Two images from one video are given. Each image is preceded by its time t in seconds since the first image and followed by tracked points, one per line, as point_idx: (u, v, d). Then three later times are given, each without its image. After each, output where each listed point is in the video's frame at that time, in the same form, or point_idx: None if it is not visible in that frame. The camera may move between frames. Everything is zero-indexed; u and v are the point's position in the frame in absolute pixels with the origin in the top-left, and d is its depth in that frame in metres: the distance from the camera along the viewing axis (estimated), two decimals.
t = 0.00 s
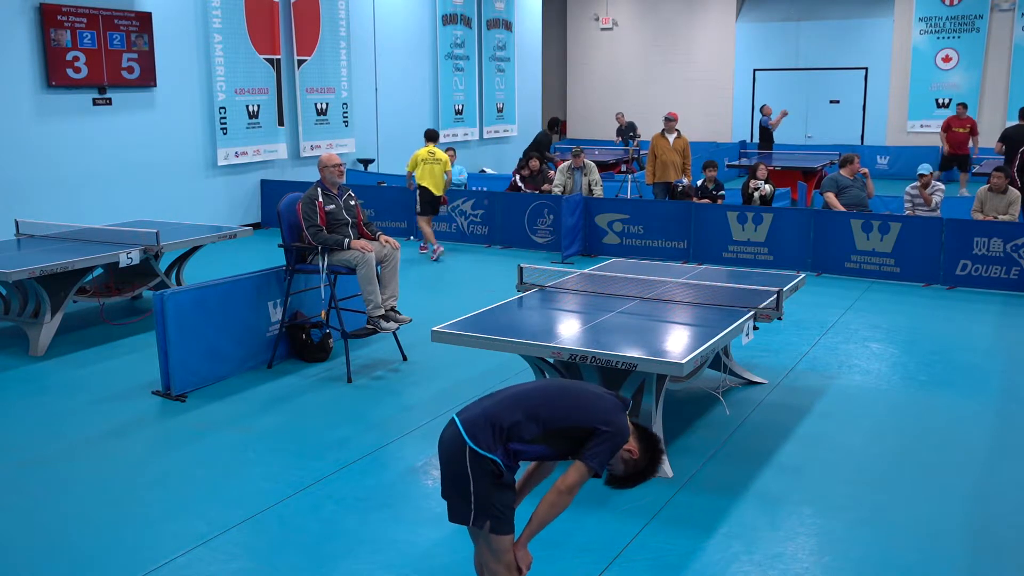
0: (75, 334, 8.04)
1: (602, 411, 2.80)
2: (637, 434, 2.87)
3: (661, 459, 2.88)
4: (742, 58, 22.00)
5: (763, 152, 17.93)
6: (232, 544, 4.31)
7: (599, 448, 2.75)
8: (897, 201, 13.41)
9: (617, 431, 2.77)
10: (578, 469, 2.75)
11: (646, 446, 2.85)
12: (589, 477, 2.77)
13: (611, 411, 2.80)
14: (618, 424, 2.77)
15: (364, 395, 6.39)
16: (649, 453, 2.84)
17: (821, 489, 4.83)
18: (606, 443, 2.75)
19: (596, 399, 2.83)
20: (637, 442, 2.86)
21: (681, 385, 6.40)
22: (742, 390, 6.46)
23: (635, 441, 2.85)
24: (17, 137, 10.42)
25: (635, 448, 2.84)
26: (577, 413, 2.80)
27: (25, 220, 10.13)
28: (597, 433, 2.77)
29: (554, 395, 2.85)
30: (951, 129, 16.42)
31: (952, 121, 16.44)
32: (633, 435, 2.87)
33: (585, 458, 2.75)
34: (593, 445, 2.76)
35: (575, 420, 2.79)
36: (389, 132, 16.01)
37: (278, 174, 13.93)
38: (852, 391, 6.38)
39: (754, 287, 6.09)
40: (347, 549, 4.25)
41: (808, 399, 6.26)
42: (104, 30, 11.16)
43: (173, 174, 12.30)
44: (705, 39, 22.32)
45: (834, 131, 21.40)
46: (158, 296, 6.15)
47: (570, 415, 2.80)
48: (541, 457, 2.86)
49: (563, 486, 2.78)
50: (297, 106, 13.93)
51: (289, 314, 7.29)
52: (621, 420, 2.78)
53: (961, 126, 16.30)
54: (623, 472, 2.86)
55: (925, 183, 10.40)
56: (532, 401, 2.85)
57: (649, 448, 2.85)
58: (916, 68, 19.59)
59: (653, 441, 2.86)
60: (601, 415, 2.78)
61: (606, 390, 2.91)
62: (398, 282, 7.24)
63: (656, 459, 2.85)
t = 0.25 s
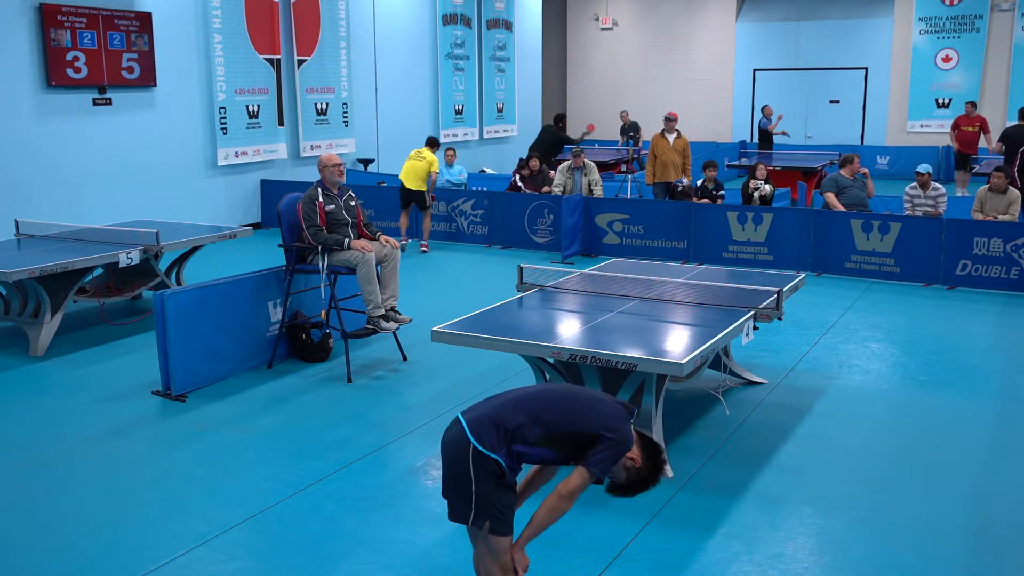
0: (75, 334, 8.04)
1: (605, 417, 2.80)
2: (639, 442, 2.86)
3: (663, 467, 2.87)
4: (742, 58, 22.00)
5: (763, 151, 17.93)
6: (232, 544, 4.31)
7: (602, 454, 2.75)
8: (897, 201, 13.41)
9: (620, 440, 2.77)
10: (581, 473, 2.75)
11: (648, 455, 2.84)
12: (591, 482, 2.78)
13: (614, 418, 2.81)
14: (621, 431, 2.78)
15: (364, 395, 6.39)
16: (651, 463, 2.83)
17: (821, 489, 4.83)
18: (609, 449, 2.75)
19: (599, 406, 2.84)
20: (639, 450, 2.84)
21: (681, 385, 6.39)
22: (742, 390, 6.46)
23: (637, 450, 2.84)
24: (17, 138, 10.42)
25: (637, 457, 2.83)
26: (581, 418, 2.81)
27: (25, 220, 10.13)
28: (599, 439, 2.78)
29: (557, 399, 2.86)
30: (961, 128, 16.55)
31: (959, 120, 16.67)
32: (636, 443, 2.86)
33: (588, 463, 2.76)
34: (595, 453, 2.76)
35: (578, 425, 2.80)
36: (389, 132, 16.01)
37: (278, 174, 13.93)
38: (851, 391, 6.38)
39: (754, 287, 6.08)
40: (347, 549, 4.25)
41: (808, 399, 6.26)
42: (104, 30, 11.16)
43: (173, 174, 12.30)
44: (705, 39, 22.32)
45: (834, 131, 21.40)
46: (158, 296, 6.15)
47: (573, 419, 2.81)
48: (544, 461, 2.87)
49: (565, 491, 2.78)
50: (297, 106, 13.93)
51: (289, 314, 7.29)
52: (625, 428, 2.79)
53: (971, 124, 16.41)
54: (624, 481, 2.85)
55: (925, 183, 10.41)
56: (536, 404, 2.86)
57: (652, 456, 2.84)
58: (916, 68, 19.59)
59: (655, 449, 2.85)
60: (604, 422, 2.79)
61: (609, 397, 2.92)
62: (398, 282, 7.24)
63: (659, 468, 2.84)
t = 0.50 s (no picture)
0: (75, 334, 8.04)
1: (607, 423, 2.80)
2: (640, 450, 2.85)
3: (665, 475, 2.86)
4: (742, 58, 22.00)
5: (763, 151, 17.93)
6: (232, 544, 4.32)
7: (602, 461, 2.74)
8: (897, 201, 13.41)
9: (621, 447, 2.76)
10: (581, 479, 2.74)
11: (650, 464, 2.83)
12: (590, 488, 2.77)
13: (616, 424, 2.80)
14: (622, 437, 2.77)
15: (365, 395, 6.38)
16: (653, 473, 2.81)
17: (820, 489, 4.83)
18: (609, 455, 2.74)
19: (599, 410, 2.83)
20: (642, 457, 2.83)
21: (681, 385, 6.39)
22: (742, 390, 6.46)
23: (639, 457, 2.83)
24: (17, 138, 10.42)
25: (639, 465, 2.82)
26: (582, 423, 2.81)
27: (25, 220, 10.13)
28: (599, 446, 2.77)
29: (558, 402, 2.86)
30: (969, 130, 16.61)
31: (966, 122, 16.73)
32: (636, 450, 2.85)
33: (588, 468, 2.74)
34: (596, 460, 2.75)
35: (579, 429, 2.79)
36: (389, 132, 16.01)
37: (278, 174, 13.93)
38: (851, 391, 6.38)
39: (754, 287, 6.08)
40: (347, 549, 4.25)
41: (808, 399, 6.26)
42: (104, 30, 11.16)
43: (173, 174, 12.30)
44: (705, 39, 22.32)
45: (834, 131, 21.39)
46: (158, 296, 6.15)
47: (574, 424, 2.81)
48: (544, 464, 2.86)
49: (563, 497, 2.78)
50: (297, 106, 13.93)
51: (289, 314, 7.28)
52: (625, 434, 2.78)
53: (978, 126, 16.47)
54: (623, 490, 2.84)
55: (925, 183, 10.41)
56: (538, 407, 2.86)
57: (653, 464, 2.83)
58: (916, 68, 19.59)
59: (657, 457, 2.84)
60: (606, 427, 2.78)
61: (611, 403, 2.91)
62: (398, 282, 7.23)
63: (661, 477, 2.82)
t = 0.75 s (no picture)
0: (75, 334, 8.04)
1: (606, 425, 2.80)
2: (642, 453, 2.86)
3: (667, 477, 2.87)
4: (742, 58, 22.00)
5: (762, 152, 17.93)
6: (232, 544, 4.32)
7: (601, 462, 2.74)
8: (897, 201, 13.41)
9: (621, 450, 2.76)
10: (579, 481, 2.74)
11: (652, 466, 2.84)
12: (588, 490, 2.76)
13: (616, 426, 2.80)
14: (621, 440, 2.77)
15: (365, 395, 6.38)
16: (656, 477, 2.83)
17: (820, 489, 4.83)
18: (608, 457, 2.74)
19: (600, 413, 2.83)
20: (644, 461, 2.84)
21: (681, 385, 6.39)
22: (742, 390, 6.46)
23: (641, 461, 2.84)
24: (17, 138, 10.42)
25: (642, 468, 2.83)
26: (582, 425, 2.81)
27: (25, 220, 10.13)
28: (598, 448, 2.76)
29: (558, 403, 2.86)
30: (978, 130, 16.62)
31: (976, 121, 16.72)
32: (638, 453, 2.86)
33: (587, 470, 2.74)
34: (596, 463, 2.74)
35: (579, 430, 2.79)
36: (389, 132, 16.01)
37: (278, 174, 13.93)
38: (851, 391, 6.38)
39: (754, 287, 6.08)
40: (346, 549, 4.25)
41: (808, 399, 6.26)
42: (104, 30, 11.16)
43: (173, 174, 12.30)
44: (705, 38, 22.32)
45: (834, 131, 21.39)
46: (158, 296, 6.15)
47: (574, 426, 2.81)
48: (544, 465, 2.86)
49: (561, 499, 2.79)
50: (297, 106, 13.93)
51: (289, 314, 7.28)
52: (625, 437, 2.78)
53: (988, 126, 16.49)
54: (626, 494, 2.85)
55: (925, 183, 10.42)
56: (538, 408, 2.86)
57: (655, 468, 2.84)
58: (916, 68, 19.59)
59: (659, 461, 2.86)
60: (606, 430, 2.78)
61: (611, 405, 2.91)
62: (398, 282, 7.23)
63: (663, 480, 2.83)
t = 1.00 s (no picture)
0: (75, 334, 8.04)
1: (595, 411, 2.78)
2: (642, 433, 2.80)
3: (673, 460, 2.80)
4: (742, 58, 22.00)
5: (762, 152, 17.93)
6: (232, 544, 4.31)
7: (593, 453, 2.73)
8: (897, 201, 13.42)
9: (613, 438, 2.74)
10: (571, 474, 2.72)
11: (654, 446, 2.78)
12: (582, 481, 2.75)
13: (609, 414, 2.77)
14: (615, 428, 2.74)
15: (365, 396, 6.38)
16: (658, 455, 2.76)
17: (820, 489, 4.83)
18: (599, 446, 2.73)
19: (592, 400, 2.81)
20: (645, 441, 2.78)
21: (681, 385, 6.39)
22: (742, 390, 6.46)
23: (642, 443, 2.78)
24: (17, 138, 10.42)
25: (643, 450, 2.77)
26: (578, 413, 2.80)
27: (25, 220, 10.13)
28: (592, 437, 2.75)
29: (551, 395, 2.85)
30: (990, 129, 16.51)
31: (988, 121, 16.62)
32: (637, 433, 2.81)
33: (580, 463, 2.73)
34: (588, 454, 2.73)
35: (573, 419, 2.79)
36: (389, 132, 16.01)
37: (278, 174, 13.93)
38: (850, 391, 6.38)
39: (753, 288, 6.08)
40: (347, 549, 4.25)
41: (808, 399, 6.26)
42: (104, 30, 11.16)
43: (173, 174, 12.31)
44: (705, 38, 22.33)
45: (834, 131, 21.39)
46: (158, 296, 6.15)
47: (569, 417, 2.80)
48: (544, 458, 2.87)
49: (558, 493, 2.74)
50: (297, 106, 13.93)
51: (289, 314, 7.29)
52: (616, 425, 2.75)
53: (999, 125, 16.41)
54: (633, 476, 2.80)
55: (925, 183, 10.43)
56: (531, 401, 2.86)
57: (658, 447, 2.77)
58: (916, 68, 19.59)
59: (661, 439, 2.79)
60: (598, 419, 2.76)
61: (610, 393, 2.88)
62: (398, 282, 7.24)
63: (667, 460, 2.76)
